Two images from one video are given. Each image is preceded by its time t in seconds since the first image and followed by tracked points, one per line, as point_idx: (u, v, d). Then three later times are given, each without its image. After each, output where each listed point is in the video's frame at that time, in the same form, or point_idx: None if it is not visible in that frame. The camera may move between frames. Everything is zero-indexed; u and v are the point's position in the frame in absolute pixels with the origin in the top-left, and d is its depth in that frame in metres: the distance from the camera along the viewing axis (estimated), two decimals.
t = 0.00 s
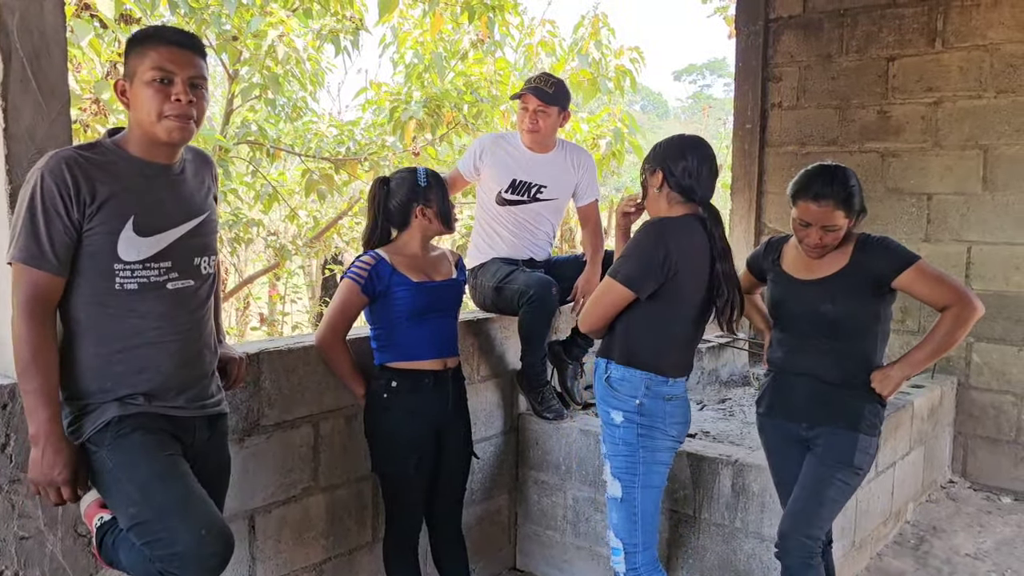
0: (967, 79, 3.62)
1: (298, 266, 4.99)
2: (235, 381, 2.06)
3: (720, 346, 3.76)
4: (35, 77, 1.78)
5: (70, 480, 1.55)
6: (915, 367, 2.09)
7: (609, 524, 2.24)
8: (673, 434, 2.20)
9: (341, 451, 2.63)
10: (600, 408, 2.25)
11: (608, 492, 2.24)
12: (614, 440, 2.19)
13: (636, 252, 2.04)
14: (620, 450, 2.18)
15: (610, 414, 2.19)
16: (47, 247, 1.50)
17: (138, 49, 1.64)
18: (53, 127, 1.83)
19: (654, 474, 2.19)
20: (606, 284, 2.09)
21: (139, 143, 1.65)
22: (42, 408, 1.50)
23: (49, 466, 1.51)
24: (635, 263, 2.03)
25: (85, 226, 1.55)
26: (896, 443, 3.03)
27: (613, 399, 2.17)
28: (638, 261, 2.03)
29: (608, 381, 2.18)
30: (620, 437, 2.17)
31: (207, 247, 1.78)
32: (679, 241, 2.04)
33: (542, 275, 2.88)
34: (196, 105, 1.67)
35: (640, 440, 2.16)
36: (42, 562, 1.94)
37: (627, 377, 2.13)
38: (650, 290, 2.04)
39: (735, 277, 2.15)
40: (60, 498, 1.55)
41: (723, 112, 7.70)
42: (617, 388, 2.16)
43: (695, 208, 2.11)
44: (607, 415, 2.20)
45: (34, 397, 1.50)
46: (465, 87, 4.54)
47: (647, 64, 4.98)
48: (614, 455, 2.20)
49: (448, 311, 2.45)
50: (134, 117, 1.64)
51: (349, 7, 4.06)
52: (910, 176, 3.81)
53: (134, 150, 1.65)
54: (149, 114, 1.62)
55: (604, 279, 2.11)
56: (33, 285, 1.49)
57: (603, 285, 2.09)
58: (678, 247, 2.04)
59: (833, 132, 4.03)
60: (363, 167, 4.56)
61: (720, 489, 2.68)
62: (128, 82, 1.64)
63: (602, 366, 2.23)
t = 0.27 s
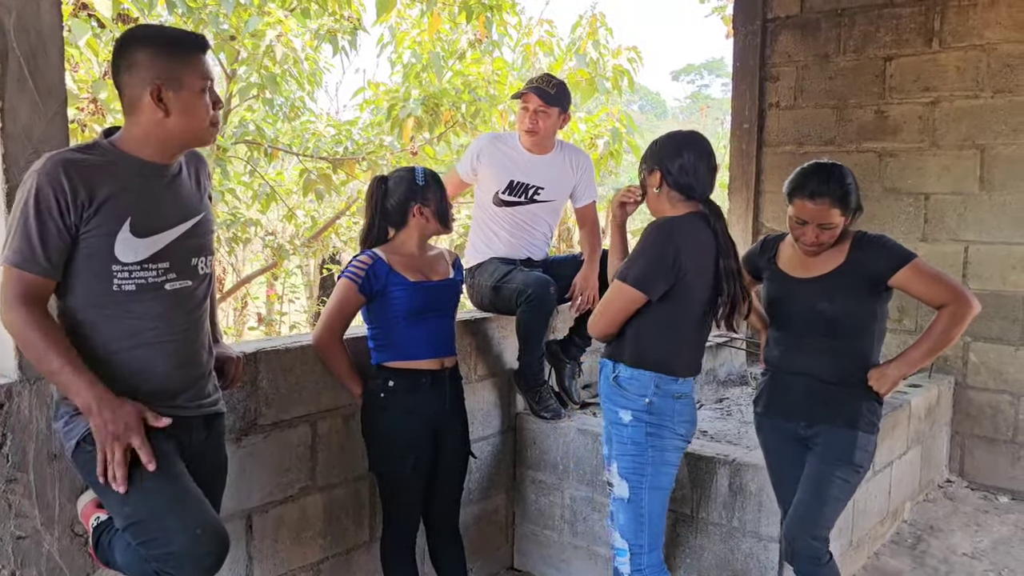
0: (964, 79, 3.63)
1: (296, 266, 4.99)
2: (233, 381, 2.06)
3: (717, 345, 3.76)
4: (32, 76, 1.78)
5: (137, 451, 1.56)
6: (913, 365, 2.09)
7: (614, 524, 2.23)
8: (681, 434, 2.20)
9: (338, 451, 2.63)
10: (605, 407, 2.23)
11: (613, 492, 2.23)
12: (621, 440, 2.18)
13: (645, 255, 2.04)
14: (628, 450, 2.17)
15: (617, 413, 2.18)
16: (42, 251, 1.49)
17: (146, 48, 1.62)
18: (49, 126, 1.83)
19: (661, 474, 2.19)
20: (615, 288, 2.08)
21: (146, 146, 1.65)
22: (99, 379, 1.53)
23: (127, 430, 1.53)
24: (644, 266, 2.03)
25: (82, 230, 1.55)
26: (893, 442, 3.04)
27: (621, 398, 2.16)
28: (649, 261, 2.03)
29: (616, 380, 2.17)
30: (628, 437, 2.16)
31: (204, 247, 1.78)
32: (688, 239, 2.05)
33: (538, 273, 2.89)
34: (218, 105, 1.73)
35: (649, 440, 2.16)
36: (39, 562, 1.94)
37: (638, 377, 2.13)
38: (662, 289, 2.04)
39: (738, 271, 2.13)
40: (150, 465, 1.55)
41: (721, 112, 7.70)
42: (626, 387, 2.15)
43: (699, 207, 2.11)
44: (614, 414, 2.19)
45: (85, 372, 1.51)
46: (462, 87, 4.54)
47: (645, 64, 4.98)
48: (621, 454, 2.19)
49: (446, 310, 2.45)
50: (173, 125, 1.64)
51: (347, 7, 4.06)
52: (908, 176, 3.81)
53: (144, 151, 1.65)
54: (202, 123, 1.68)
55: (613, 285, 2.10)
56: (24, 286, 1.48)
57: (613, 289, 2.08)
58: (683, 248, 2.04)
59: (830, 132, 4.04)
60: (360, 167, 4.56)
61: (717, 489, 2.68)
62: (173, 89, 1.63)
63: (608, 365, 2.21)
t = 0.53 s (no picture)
0: (962, 79, 3.63)
1: (295, 266, 4.99)
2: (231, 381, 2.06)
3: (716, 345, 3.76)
4: (30, 76, 1.78)
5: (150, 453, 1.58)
6: (915, 364, 2.10)
7: (620, 523, 2.21)
8: (688, 431, 2.21)
9: (337, 450, 2.63)
10: (610, 406, 2.22)
11: (619, 491, 2.21)
12: (629, 438, 2.16)
13: (655, 259, 2.02)
14: (636, 449, 2.16)
15: (624, 412, 2.17)
16: (51, 249, 1.49)
17: (149, 45, 1.61)
18: (48, 126, 1.83)
19: (668, 473, 2.19)
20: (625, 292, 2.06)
21: (147, 144, 1.65)
22: (117, 382, 1.57)
23: (149, 427, 1.57)
24: (655, 270, 2.02)
25: (86, 229, 1.55)
26: (892, 442, 3.04)
27: (628, 396, 2.16)
28: (659, 265, 2.02)
29: (624, 378, 2.16)
30: (637, 435, 2.15)
31: (203, 247, 1.79)
32: (693, 240, 2.04)
33: (532, 272, 2.89)
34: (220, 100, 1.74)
35: (657, 438, 2.15)
36: (38, 561, 1.94)
37: (647, 375, 2.12)
38: (673, 293, 2.03)
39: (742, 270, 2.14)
40: (167, 465, 1.57)
41: (720, 112, 7.70)
42: (635, 385, 2.14)
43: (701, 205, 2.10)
44: (621, 413, 2.18)
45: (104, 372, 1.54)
46: (461, 87, 4.54)
47: (643, 64, 4.98)
48: (627, 453, 2.17)
49: (444, 310, 2.45)
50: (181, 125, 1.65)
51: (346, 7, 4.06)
52: (906, 175, 3.82)
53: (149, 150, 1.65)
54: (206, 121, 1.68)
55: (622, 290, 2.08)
56: (28, 286, 1.47)
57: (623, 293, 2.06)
58: (693, 251, 2.03)
59: (829, 132, 4.04)
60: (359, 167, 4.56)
61: (715, 488, 2.68)
62: (181, 91, 1.63)
63: (615, 364, 2.21)
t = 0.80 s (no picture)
0: (962, 79, 3.63)
1: (294, 266, 4.99)
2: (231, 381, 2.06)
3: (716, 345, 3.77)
4: (31, 76, 1.79)
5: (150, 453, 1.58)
6: (911, 371, 2.09)
7: (624, 522, 2.21)
8: (691, 431, 2.21)
9: (337, 450, 2.63)
10: (612, 407, 2.22)
11: (623, 490, 2.21)
12: (632, 438, 2.16)
13: (663, 263, 2.02)
14: (639, 448, 2.16)
15: (627, 412, 2.17)
16: (51, 250, 1.49)
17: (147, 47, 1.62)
18: (48, 126, 1.83)
19: (672, 472, 2.19)
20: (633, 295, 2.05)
21: (144, 146, 1.65)
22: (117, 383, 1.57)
23: (148, 428, 1.57)
24: (664, 274, 2.02)
25: (87, 230, 1.55)
26: (891, 442, 3.04)
27: (632, 396, 2.16)
28: (668, 269, 2.02)
29: (626, 378, 2.16)
30: (640, 435, 2.15)
31: (203, 247, 1.79)
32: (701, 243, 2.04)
33: (536, 273, 2.89)
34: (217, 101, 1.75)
35: (660, 437, 2.16)
36: (38, 561, 1.95)
37: (650, 375, 2.12)
38: (682, 296, 2.03)
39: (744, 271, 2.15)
40: (167, 465, 1.57)
41: (720, 112, 7.71)
42: (638, 385, 2.14)
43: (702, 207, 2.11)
44: (624, 413, 2.18)
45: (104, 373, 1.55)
46: (461, 87, 4.54)
47: (643, 64, 4.99)
48: (630, 452, 2.18)
49: (444, 310, 2.45)
50: (179, 125, 1.65)
51: (346, 8, 4.06)
52: (906, 176, 3.82)
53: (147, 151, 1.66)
54: (205, 122, 1.68)
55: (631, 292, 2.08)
56: (28, 288, 1.47)
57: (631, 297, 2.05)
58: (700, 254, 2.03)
59: (828, 132, 4.04)
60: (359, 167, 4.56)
61: (715, 488, 2.68)
62: (178, 92, 1.63)
63: (616, 365, 2.21)
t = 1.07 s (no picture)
0: (963, 79, 3.63)
1: (296, 266, 4.99)
2: (232, 381, 2.06)
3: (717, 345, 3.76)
4: (33, 77, 1.79)
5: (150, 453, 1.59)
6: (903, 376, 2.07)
7: (630, 519, 2.20)
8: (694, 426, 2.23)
9: (338, 450, 2.64)
10: (614, 406, 2.21)
11: (628, 487, 2.21)
12: (638, 435, 2.17)
13: (674, 261, 2.02)
14: (646, 445, 2.16)
15: (632, 410, 2.17)
16: (52, 247, 1.49)
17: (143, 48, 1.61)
18: (50, 126, 1.84)
19: (678, 467, 2.20)
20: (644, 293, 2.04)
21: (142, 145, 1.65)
22: (117, 381, 1.57)
23: (149, 427, 1.58)
24: (674, 272, 2.02)
25: (89, 227, 1.56)
26: (892, 442, 3.04)
27: (636, 395, 2.16)
28: (678, 268, 2.02)
29: (630, 378, 2.16)
30: (647, 432, 2.16)
31: (204, 246, 1.79)
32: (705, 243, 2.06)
33: (538, 272, 2.89)
34: (206, 122, 1.67)
35: (666, 434, 2.17)
36: (40, 560, 1.95)
37: (655, 373, 2.13)
38: (693, 296, 2.04)
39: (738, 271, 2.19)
40: (167, 465, 1.58)
41: (721, 112, 7.71)
42: (642, 384, 2.14)
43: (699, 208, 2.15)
44: (628, 412, 2.17)
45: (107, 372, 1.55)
46: (462, 87, 4.55)
47: (645, 64, 4.99)
48: (636, 450, 2.18)
49: (445, 310, 2.45)
50: (145, 122, 1.62)
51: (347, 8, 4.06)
52: (907, 176, 3.82)
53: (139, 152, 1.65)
54: (159, 131, 1.61)
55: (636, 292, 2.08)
56: (33, 285, 1.47)
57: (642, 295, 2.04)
58: (709, 254, 2.06)
59: (829, 132, 4.04)
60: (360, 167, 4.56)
61: (716, 488, 2.68)
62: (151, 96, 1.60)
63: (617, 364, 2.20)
